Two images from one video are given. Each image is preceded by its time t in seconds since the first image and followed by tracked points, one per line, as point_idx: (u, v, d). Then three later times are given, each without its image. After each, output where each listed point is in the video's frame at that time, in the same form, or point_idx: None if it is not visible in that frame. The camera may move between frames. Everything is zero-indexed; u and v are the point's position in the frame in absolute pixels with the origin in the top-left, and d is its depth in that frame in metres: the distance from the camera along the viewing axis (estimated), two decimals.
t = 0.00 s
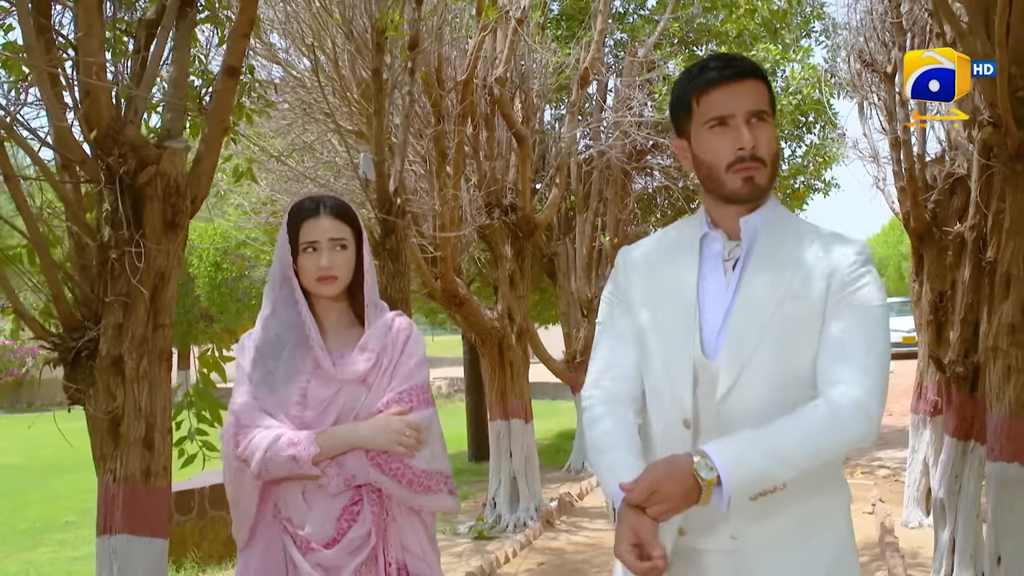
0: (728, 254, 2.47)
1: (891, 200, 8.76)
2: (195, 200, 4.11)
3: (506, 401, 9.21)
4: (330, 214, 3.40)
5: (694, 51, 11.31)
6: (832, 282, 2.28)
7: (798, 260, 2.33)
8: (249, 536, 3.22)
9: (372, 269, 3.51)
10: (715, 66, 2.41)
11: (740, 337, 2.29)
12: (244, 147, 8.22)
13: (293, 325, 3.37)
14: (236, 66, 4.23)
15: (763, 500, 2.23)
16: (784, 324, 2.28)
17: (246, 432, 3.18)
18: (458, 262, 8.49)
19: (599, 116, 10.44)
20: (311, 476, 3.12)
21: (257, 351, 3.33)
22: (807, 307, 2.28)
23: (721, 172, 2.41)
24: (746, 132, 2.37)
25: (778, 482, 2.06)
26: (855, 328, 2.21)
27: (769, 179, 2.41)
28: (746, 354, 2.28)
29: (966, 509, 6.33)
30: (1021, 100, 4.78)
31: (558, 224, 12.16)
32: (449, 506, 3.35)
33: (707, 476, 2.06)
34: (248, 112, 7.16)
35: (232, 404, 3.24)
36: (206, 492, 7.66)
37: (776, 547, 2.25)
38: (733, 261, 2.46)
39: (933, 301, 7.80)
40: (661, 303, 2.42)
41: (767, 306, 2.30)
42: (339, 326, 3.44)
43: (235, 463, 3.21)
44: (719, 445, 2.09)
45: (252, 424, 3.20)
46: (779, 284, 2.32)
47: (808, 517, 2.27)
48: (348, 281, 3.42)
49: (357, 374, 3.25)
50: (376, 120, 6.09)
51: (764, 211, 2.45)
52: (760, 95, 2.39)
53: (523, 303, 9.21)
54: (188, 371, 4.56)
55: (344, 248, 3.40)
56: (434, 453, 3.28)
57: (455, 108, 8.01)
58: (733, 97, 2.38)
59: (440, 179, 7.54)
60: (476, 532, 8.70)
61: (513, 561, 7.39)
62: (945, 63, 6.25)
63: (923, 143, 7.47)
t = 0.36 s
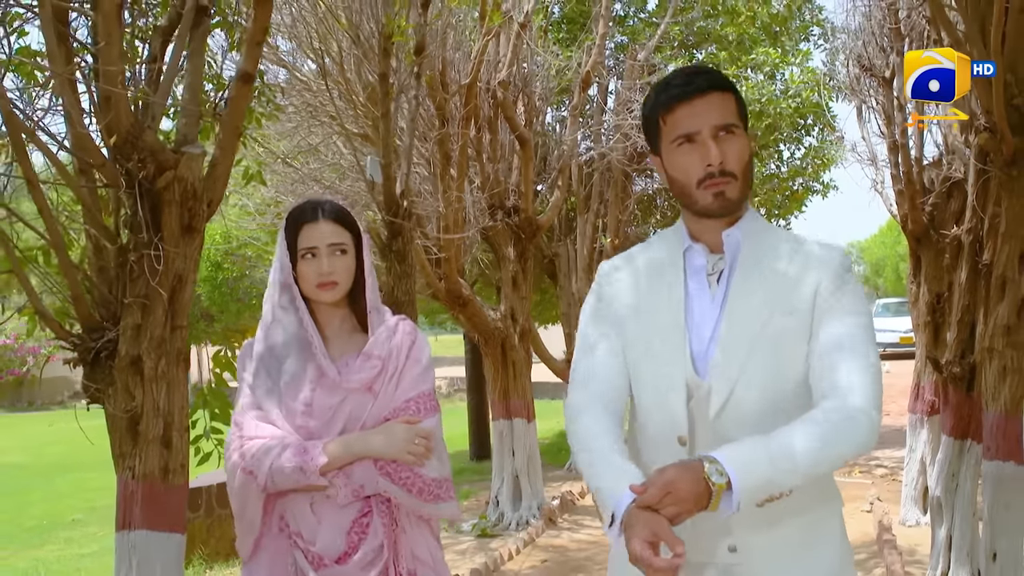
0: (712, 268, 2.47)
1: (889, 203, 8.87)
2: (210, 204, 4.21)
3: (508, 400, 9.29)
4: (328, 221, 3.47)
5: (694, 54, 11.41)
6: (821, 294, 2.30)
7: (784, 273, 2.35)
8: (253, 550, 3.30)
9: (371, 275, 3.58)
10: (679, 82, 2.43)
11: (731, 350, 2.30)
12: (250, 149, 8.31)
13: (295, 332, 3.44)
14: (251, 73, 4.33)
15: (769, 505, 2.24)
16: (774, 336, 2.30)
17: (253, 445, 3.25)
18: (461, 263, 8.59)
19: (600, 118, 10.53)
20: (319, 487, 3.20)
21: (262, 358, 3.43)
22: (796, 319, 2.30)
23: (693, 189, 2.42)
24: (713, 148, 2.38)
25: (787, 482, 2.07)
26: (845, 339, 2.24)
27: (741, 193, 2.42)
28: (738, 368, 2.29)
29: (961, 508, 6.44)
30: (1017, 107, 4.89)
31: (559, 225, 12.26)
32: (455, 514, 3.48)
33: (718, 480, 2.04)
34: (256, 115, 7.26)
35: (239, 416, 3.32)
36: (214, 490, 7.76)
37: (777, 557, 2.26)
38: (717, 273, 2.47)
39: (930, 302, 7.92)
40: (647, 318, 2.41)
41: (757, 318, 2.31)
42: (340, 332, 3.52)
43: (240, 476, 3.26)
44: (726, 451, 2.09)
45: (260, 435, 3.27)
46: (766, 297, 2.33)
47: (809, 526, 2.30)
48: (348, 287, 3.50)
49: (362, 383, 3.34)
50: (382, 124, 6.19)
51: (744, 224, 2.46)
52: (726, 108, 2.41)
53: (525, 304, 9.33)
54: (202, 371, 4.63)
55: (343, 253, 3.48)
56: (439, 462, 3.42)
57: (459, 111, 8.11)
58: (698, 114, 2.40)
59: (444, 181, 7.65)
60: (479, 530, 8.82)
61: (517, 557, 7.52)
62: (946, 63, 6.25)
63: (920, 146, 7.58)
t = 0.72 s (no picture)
0: (657, 258, 2.48)
1: (892, 199, 8.96)
2: (229, 200, 4.31)
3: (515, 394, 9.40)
4: (323, 203, 3.34)
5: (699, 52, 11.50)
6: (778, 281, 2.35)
7: (740, 260, 2.38)
8: (246, 540, 3.29)
9: (367, 259, 3.45)
10: (615, 71, 2.46)
11: (698, 338, 2.33)
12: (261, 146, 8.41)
13: (286, 317, 3.34)
14: (269, 72, 4.42)
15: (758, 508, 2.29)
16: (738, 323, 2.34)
17: (241, 435, 3.18)
18: (469, 258, 8.70)
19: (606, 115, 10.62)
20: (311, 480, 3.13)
21: (249, 345, 3.28)
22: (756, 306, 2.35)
23: (625, 176, 2.42)
24: (646, 135, 2.39)
25: (791, 473, 2.22)
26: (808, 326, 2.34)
27: (674, 181, 2.42)
28: (706, 355, 2.32)
29: (963, 500, 6.70)
30: (1018, 105, 4.99)
31: (564, 221, 12.35)
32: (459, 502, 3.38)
33: (750, 491, 2.15)
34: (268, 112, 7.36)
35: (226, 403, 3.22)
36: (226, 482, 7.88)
37: (749, 559, 2.30)
38: (662, 263, 2.48)
39: (932, 298, 7.99)
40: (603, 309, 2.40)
41: (714, 312, 2.33)
42: (333, 318, 3.39)
43: (232, 469, 3.23)
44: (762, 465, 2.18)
45: (249, 423, 3.18)
46: (725, 286, 2.36)
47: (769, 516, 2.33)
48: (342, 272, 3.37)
49: (354, 367, 3.23)
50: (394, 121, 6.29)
51: (685, 216, 2.50)
52: (661, 96, 2.43)
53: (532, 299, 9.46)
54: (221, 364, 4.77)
55: (337, 237, 3.34)
56: (438, 449, 3.32)
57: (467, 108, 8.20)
58: (632, 101, 2.42)
59: (453, 178, 7.75)
60: (487, 521, 8.93)
61: (525, 548, 7.64)
62: (945, 63, 6.27)
63: (923, 143, 7.68)
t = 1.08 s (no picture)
0: (618, 262, 2.65)
1: (892, 204, 9.07)
2: (246, 207, 4.44)
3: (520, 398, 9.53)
4: (322, 203, 3.09)
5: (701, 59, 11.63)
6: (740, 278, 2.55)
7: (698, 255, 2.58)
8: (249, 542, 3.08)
9: (374, 258, 3.20)
10: (574, 78, 2.62)
11: (664, 328, 2.51)
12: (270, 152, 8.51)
13: (287, 320, 3.12)
14: (284, 83, 4.52)
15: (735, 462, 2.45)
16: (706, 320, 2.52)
17: (237, 438, 2.98)
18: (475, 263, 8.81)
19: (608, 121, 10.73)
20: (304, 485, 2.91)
21: (248, 348, 3.13)
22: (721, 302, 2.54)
23: (582, 180, 2.59)
24: (601, 141, 2.56)
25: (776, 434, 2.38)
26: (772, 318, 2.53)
27: (627, 185, 2.58)
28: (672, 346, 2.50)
29: (963, 501, 6.79)
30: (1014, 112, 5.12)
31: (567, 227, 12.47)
32: (459, 516, 3.11)
33: (736, 438, 2.30)
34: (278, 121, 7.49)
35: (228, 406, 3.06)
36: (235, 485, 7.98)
37: (709, 548, 2.43)
38: (623, 264, 2.65)
39: (932, 301, 8.09)
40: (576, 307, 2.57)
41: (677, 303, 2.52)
42: (338, 324, 3.14)
43: (227, 470, 3.02)
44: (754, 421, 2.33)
45: (246, 427, 2.99)
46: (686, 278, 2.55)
47: (732, 504, 2.48)
48: (343, 275, 3.12)
49: (352, 374, 2.97)
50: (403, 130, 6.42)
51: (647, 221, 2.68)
52: (618, 102, 2.59)
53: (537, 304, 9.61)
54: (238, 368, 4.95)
55: (336, 240, 3.09)
56: (439, 457, 3.03)
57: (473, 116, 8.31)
58: (591, 107, 2.59)
59: (459, 185, 7.87)
60: (493, 523, 9.02)
61: (531, 550, 7.73)
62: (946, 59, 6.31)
63: (923, 150, 7.78)
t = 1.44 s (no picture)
0: (617, 268, 2.55)
1: (884, 209, 9.22)
2: (257, 213, 4.55)
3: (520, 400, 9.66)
4: (333, 209, 3.17)
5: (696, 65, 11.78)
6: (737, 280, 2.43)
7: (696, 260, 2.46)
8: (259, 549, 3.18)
9: (388, 267, 3.26)
10: (570, 86, 2.55)
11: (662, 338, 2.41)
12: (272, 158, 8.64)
13: (301, 325, 3.22)
14: (293, 91, 4.64)
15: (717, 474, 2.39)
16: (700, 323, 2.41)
17: (244, 441, 3.09)
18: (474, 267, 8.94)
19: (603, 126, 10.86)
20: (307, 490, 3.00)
21: (261, 351, 3.22)
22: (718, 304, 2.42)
23: (578, 189, 2.53)
24: (596, 149, 2.49)
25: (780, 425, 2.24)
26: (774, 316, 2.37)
27: (623, 194, 2.52)
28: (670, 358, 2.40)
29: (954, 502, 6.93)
30: (1004, 123, 5.52)
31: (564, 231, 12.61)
32: (461, 528, 3.15)
33: (732, 431, 2.18)
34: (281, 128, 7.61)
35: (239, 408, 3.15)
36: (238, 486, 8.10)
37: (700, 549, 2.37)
38: (622, 271, 2.54)
39: (925, 305, 8.23)
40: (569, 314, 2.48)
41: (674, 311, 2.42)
42: (351, 332, 3.23)
43: (235, 475, 3.13)
44: (742, 404, 2.21)
45: (253, 430, 3.09)
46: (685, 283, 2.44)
47: (730, 494, 2.41)
48: (355, 281, 3.19)
49: (358, 379, 3.05)
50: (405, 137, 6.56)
51: (645, 225, 2.58)
52: (615, 110, 2.52)
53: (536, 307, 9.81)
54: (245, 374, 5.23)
55: (346, 246, 3.16)
56: (443, 469, 3.10)
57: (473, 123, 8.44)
58: (587, 116, 2.51)
59: (460, 190, 8.01)
60: (492, 524, 9.15)
61: (530, 550, 7.86)
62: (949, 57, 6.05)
63: (915, 156, 7.92)
